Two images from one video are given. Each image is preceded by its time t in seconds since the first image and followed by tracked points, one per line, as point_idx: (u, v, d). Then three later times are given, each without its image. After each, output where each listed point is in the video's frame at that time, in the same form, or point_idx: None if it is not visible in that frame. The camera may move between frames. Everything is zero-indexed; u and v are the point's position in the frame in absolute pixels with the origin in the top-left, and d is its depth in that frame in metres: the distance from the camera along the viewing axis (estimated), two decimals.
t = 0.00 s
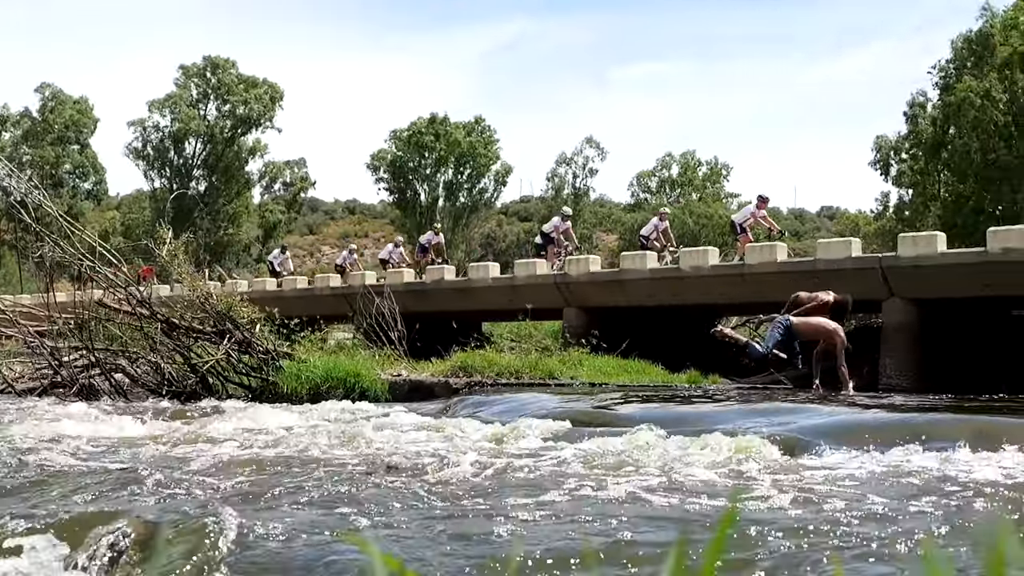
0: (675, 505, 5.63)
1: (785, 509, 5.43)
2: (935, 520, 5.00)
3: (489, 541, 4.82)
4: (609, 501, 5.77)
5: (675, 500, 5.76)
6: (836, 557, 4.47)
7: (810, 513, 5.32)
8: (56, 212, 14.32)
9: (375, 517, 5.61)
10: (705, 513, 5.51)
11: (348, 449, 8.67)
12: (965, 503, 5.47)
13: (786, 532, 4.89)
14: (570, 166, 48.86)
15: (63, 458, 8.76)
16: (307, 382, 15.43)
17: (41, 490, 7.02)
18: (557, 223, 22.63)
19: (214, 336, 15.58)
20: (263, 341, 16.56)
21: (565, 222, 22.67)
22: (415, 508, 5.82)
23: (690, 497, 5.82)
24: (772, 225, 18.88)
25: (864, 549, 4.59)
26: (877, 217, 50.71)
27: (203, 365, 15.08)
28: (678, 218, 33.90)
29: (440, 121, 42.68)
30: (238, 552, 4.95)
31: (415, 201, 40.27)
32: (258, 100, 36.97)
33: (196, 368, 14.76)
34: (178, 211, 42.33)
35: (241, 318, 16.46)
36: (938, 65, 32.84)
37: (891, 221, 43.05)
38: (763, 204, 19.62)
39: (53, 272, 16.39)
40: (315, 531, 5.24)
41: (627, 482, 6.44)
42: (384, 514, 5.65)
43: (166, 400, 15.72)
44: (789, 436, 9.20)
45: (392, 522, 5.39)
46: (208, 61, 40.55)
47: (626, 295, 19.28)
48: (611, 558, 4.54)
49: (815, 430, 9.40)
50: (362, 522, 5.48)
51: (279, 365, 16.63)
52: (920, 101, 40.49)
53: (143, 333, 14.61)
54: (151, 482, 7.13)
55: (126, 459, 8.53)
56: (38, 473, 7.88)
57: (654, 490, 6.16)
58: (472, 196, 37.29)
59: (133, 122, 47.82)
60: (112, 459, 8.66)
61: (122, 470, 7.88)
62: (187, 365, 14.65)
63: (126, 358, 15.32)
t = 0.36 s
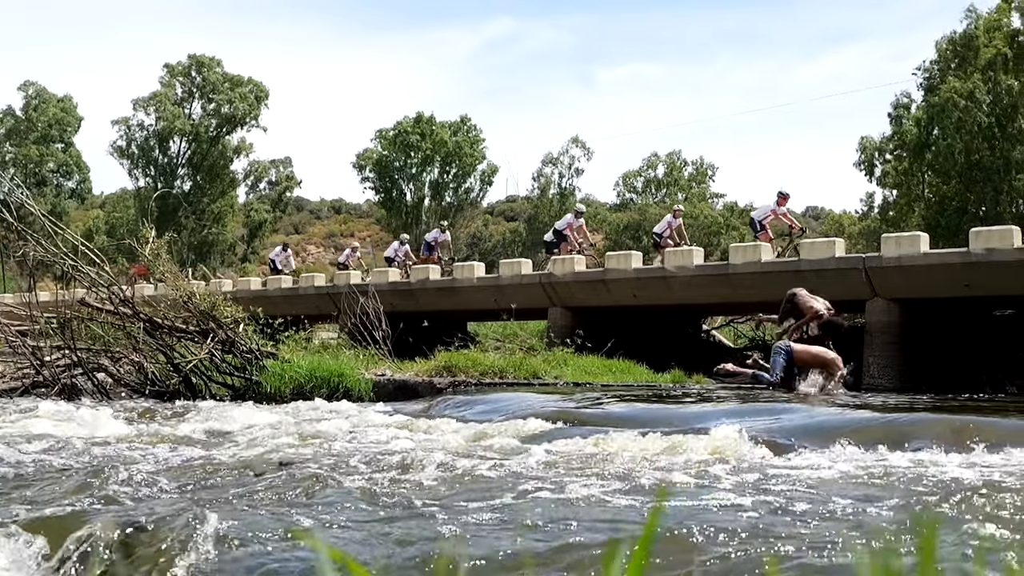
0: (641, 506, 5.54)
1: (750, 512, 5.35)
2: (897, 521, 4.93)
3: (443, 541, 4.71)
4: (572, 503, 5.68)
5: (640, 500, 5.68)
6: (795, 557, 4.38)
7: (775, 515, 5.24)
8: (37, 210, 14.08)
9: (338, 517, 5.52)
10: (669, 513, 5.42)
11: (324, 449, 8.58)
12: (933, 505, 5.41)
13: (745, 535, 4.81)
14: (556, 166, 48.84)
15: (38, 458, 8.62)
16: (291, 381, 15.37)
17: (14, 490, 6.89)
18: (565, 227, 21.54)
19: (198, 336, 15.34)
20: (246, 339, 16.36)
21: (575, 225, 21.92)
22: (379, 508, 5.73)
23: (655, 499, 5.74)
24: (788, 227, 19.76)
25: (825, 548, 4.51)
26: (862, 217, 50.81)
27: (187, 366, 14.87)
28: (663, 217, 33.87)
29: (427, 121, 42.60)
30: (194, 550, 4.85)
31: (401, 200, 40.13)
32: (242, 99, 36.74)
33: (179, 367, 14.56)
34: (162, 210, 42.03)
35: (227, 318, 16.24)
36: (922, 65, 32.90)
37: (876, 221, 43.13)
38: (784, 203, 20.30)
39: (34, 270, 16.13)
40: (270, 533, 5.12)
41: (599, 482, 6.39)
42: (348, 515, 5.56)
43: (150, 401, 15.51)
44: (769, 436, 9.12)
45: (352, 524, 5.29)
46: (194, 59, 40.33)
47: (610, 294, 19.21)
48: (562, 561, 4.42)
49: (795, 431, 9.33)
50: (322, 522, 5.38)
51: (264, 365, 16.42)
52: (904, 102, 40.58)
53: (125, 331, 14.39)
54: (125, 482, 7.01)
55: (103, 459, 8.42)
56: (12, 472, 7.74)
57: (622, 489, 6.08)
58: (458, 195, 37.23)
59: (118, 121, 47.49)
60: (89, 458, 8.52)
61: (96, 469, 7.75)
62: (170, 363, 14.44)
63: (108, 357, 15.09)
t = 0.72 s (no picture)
0: (605, 508, 5.48)
1: (715, 515, 5.29)
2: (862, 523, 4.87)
3: (398, 543, 4.62)
4: (538, 505, 5.62)
5: (612, 502, 5.63)
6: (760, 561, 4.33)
7: (743, 517, 5.19)
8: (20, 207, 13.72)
9: (306, 518, 5.45)
10: (631, 515, 5.35)
11: (303, 448, 8.53)
12: (903, 508, 5.38)
13: (706, 538, 4.75)
14: (541, 166, 48.83)
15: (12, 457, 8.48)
16: (274, 380, 15.40)
17: None
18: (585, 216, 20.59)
19: (182, 335, 14.97)
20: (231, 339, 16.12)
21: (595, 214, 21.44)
22: (348, 509, 5.66)
23: (620, 500, 5.68)
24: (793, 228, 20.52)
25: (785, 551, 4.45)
26: (846, 219, 50.97)
27: (171, 365, 14.51)
28: (648, 218, 33.88)
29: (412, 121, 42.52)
30: (157, 553, 4.77)
31: (387, 199, 39.97)
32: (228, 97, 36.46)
33: (163, 367, 14.31)
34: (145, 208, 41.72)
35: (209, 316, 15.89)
36: (907, 68, 33.01)
37: (860, 222, 43.26)
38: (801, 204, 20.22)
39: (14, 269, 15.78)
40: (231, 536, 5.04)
41: (575, 483, 6.34)
42: (316, 515, 5.49)
43: (133, 401, 15.24)
44: (748, 435, 9.07)
45: (315, 526, 5.22)
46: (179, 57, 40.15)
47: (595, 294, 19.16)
48: (516, 566, 4.34)
49: (776, 430, 9.28)
50: (285, 524, 5.31)
51: (248, 364, 16.06)
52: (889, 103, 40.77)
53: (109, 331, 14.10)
54: (100, 481, 6.90)
55: (80, 458, 8.29)
56: None
57: (593, 489, 6.02)
58: (444, 195, 37.16)
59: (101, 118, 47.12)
60: (64, 457, 8.39)
61: (71, 467, 7.62)
62: (154, 364, 14.18)
63: (91, 357, 14.78)
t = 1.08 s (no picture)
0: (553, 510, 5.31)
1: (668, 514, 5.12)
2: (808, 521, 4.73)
3: (355, 547, 4.46)
4: (490, 504, 5.47)
5: (590, 502, 5.46)
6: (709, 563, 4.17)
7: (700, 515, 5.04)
8: None
9: (258, 518, 5.29)
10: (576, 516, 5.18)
11: (274, 446, 8.36)
12: (870, 506, 5.24)
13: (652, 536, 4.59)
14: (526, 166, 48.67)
15: None
16: (256, 380, 15.10)
17: None
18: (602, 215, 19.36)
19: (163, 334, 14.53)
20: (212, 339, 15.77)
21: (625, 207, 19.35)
22: (302, 509, 5.50)
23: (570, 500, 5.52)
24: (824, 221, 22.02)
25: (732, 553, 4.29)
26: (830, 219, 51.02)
27: (151, 365, 14.06)
28: (632, 217, 33.76)
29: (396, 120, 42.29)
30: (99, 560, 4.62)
31: (371, 198, 39.73)
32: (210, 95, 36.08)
33: (144, 367, 13.96)
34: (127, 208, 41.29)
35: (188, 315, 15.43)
36: (891, 68, 32.98)
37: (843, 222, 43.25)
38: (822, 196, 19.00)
39: None
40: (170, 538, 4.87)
41: (545, 481, 6.21)
42: (270, 515, 5.33)
43: (113, 402, 14.86)
44: (732, 434, 8.91)
45: (261, 527, 5.05)
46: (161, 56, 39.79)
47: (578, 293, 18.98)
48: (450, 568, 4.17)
49: (759, 428, 9.12)
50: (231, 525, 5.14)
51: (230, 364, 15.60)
52: (873, 104, 40.81)
53: (88, 331, 13.74)
54: (69, 483, 6.68)
55: (51, 459, 8.05)
56: None
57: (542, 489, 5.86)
58: (427, 194, 37.00)
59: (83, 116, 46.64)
60: (35, 458, 8.15)
61: (40, 468, 7.39)
62: (134, 364, 13.83)
63: (70, 357, 14.41)
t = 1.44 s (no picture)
0: (494, 511, 5.22)
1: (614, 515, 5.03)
2: (751, 523, 4.65)
3: (314, 551, 4.36)
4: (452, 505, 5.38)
5: (560, 503, 5.39)
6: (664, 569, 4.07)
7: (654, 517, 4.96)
8: None
9: (224, 519, 5.19)
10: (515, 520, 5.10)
11: (250, 446, 8.27)
12: (841, 505, 5.20)
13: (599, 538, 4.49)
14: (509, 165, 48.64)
15: None
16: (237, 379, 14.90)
17: None
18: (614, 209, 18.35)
19: (143, 333, 14.17)
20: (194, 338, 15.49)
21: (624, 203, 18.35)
22: (271, 510, 5.39)
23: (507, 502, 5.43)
24: (854, 215, 22.20)
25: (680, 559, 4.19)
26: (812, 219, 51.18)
27: (131, 364, 13.72)
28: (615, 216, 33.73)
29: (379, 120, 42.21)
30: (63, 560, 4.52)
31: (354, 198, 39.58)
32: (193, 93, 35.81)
33: (124, 367, 13.68)
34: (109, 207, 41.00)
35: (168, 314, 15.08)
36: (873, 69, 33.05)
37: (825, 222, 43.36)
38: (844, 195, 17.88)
39: None
40: (129, 539, 4.75)
41: (520, 481, 6.14)
42: (236, 517, 5.22)
43: (93, 402, 14.57)
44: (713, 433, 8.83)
45: (224, 527, 4.95)
46: (143, 53, 39.52)
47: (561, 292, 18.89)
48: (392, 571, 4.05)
49: (740, 428, 9.03)
50: (192, 525, 5.04)
51: (211, 364, 15.22)
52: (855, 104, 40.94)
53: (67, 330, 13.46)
54: (37, 483, 6.54)
55: (22, 459, 7.90)
56: None
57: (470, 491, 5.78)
58: (411, 194, 36.91)
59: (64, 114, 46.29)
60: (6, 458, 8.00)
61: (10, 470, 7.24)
62: (114, 364, 13.56)
63: (49, 357, 14.12)
